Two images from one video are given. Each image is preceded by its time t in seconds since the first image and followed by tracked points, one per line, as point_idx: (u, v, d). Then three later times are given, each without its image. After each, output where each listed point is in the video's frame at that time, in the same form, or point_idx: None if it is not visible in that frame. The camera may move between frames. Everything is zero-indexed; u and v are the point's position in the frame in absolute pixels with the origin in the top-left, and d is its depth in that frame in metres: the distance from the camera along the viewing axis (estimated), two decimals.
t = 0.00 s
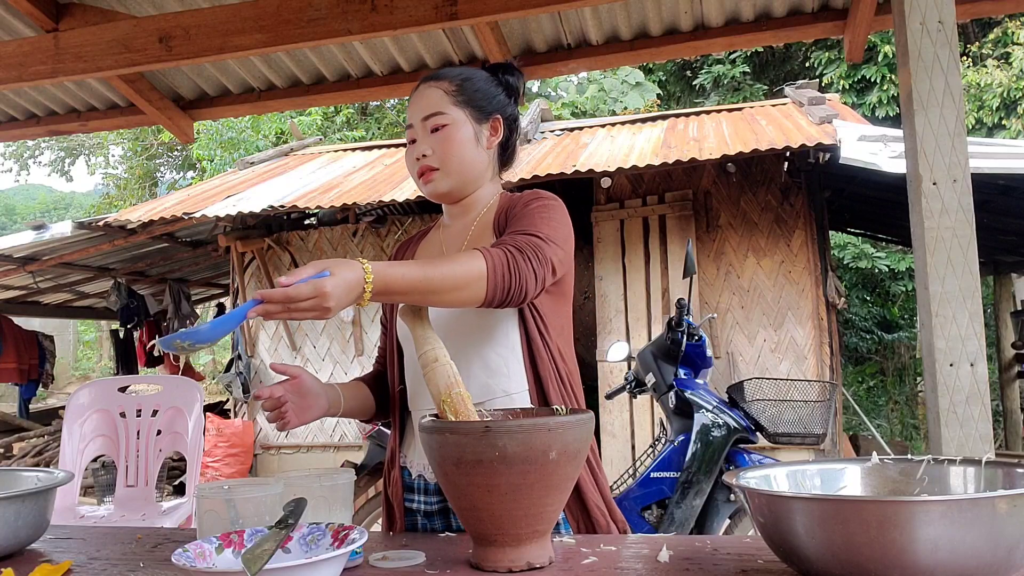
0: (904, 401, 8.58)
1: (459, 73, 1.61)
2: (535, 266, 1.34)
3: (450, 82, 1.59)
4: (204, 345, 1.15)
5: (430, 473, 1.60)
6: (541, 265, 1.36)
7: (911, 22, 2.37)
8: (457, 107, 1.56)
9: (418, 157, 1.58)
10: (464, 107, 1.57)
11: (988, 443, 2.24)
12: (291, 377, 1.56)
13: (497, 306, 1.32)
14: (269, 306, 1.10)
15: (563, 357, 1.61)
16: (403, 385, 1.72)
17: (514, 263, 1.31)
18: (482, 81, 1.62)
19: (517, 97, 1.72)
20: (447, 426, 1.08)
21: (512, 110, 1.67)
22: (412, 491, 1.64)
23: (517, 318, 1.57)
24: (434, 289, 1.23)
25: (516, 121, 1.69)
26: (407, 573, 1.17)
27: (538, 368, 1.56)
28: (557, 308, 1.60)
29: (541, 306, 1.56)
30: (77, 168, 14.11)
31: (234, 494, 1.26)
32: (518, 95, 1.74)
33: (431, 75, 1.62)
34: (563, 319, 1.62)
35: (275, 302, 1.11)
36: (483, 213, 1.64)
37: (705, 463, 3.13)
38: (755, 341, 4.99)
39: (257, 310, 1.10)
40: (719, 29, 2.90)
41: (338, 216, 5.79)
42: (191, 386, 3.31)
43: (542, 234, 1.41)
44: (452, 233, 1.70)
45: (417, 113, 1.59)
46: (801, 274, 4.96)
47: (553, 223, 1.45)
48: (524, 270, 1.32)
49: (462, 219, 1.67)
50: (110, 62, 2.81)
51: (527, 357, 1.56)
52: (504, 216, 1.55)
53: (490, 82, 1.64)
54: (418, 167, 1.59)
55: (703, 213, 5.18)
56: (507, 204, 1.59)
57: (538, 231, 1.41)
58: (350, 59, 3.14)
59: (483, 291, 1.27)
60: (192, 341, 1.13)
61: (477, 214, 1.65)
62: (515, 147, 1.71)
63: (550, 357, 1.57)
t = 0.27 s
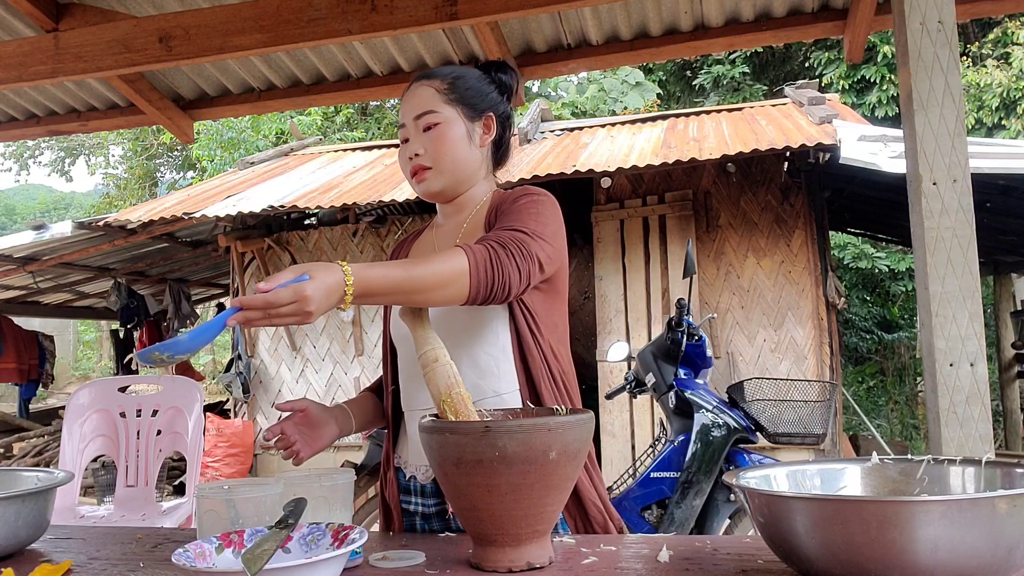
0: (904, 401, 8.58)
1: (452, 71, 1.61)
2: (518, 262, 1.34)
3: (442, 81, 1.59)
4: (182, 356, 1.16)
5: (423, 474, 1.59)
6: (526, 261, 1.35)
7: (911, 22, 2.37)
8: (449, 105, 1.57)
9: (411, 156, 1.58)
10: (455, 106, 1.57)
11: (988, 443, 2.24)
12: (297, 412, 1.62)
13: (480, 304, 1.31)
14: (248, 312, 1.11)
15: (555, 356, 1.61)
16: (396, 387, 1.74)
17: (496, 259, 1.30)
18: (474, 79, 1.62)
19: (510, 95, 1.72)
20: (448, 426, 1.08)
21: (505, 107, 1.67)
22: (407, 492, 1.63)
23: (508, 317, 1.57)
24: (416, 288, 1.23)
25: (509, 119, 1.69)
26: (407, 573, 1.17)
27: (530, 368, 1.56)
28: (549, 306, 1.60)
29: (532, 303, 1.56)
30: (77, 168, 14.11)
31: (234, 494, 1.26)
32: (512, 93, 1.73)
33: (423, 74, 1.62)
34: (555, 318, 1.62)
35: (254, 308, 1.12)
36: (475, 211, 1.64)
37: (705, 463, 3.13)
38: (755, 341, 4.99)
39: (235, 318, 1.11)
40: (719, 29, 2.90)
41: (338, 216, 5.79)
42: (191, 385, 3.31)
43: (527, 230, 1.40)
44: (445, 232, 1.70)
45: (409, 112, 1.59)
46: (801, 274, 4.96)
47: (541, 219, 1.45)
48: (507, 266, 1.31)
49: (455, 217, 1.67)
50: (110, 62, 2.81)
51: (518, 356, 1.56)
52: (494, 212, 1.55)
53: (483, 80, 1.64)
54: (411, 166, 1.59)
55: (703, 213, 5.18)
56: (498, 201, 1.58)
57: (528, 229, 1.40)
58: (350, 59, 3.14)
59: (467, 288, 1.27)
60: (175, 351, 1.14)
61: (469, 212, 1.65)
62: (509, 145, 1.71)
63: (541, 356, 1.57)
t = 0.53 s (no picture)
0: (905, 401, 8.58)
1: (447, 70, 1.61)
2: (509, 262, 1.33)
3: (437, 80, 1.58)
4: (170, 361, 1.17)
5: (422, 475, 1.59)
6: (516, 261, 1.35)
7: (911, 22, 2.37)
8: (444, 105, 1.56)
9: (406, 156, 1.58)
10: (450, 106, 1.56)
11: (989, 443, 2.24)
12: (288, 417, 1.63)
13: (471, 304, 1.31)
14: (235, 317, 1.12)
15: (552, 355, 1.60)
16: (394, 388, 1.74)
17: (486, 259, 1.30)
18: (469, 78, 1.62)
19: (506, 93, 1.71)
20: (447, 426, 1.08)
21: (501, 106, 1.67)
22: (406, 493, 1.63)
23: (503, 316, 1.56)
24: (408, 289, 1.23)
25: (506, 118, 1.69)
26: (407, 574, 1.17)
27: (526, 368, 1.56)
28: (546, 305, 1.60)
29: (527, 302, 1.56)
30: (77, 168, 14.11)
31: (234, 494, 1.25)
32: (508, 91, 1.73)
33: (418, 74, 1.61)
34: (552, 317, 1.62)
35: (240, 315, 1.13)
36: (471, 210, 1.63)
37: (705, 463, 3.13)
38: (755, 341, 4.99)
39: (224, 322, 1.12)
40: (719, 29, 2.89)
41: (338, 216, 5.79)
42: (191, 385, 3.31)
43: (519, 231, 1.40)
44: (442, 232, 1.70)
45: (404, 112, 1.58)
46: (802, 274, 4.96)
47: (534, 218, 1.45)
48: (497, 266, 1.31)
49: (452, 217, 1.67)
50: (110, 62, 2.80)
51: (514, 356, 1.56)
52: (490, 212, 1.55)
53: (478, 79, 1.63)
54: (407, 166, 1.59)
55: (703, 213, 5.18)
56: (493, 201, 1.58)
57: (522, 230, 1.40)
58: (350, 59, 3.14)
59: (458, 288, 1.26)
60: (162, 357, 1.15)
61: (466, 212, 1.64)
62: (505, 144, 1.71)
63: (537, 356, 1.56)
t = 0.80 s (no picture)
0: (905, 401, 8.59)
1: (446, 70, 1.60)
2: (506, 262, 1.33)
3: (436, 80, 1.58)
4: (166, 362, 1.20)
5: (421, 476, 1.59)
6: (514, 261, 1.35)
7: (911, 22, 2.37)
8: (444, 105, 1.56)
9: (406, 157, 1.58)
10: (450, 106, 1.56)
11: (989, 443, 2.24)
12: (291, 421, 1.64)
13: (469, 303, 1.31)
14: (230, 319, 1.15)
15: (551, 356, 1.61)
16: (394, 389, 1.74)
17: (483, 259, 1.30)
18: (469, 78, 1.62)
19: (506, 91, 1.72)
20: (447, 426, 1.08)
21: (501, 106, 1.67)
22: (405, 494, 1.63)
23: (503, 317, 1.56)
24: (405, 289, 1.23)
25: (506, 118, 1.69)
26: (407, 574, 1.17)
27: (526, 368, 1.56)
28: (545, 306, 1.60)
29: (527, 303, 1.56)
30: (77, 168, 14.12)
31: (234, 494, 1.25)
32: (508, 90, 1.73)
33: (417, 74, 1.61)
34: (552, 318, 1.62)
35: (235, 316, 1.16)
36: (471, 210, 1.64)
37: (705, 463, 3.13)
38: (755, 341, 4.99)
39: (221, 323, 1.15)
40: (719, 29, 2.89)
41: (338, 216, 5.79)
42: (191, 386, 3.31)
43: (517, 230, 1.40)
44: (442, 232, 1.70)
45: (404, 112, 1.58)
46: (802, 274, 4.96)
47: (532, 219, 1.45)
48: (494, 265, 1.31)
49: (452, 217, 1.67)
50: (110, 62, 2.81)
51: (514, 357, 1.57)
52: (489, 213, 1.55)
53: (477, 79, 1.63)
54: (407, 167, 1.59)
55: (703, 213, 5.18)
56: (492, 201, 1.58)
57: (520, 230, 1.40)
58: (350, 59, 3.14)
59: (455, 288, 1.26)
60: (162, 357, 1.18)
61: (466, 212, 1.65)
62: (506, 143, 1.71)
63: (537, 357, 1.56)
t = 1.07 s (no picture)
0: (905, 401, 8.59)
1: (452, 70, 1.60)
2: (505, 261, 1.33)
3: (441, 80, 1.58)
4: (166, 361, 1.19)
5: (421, 476, 1.59)
6: (513, 259, 1.35)
7: (911, 22, 2.37)
8: (449, 105, 1.56)
9: (410, 156, 1.58)
10: (455, 106, 1.57)
11: (988, 443, 2.24)
12: (292, 426, 1.65)
13: (467, 302, 1.31)
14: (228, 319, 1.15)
15: (551, 356, 1.61)
16: (394, 389, 1.74)
17: (483, 258, 1.30)
18: (474, 78, 1.62)
19: (509, 92, 1.72)
20: (447, 426, 1.08)
21: (505, 107, 1.67)
22: (405, 493, 1.63)
23: (503, 317, 1.56)
24: (403, 287, 1.23)
25: (509, 119, 1.70)
26: (407, 573, 1.17)
27: (526, 368, 1.56)
28: (545, 305, 1.60)
29: (526, 303, 1.56)
30: (77, 168, 14.11)
31: (234, 494, 1.25)
32: (511, 91, 1.74)
33: (422, 73, 1.61)
34: (552, 318, 1.62)
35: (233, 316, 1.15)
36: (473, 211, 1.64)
37: (705, 463, 3.13)
38: (755, 341, 4.99)
39: (219, 322, 1.14)
40: (719, 29, 2.89)
41: (338, 216, 5.79)
42: (191, 386, 3.31)
43: (516, 230, 1.40)
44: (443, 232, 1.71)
45: (409, 111, 1.58)
46: (802, 274, 4.96)
47: (532, 219, 1.45)
48: (494, 264, 1.31)
49: (453, 217, 1.67)
50: (110, 62, 2.81)
51: (514, 357, 1.56)
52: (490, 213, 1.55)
53: (482, 79, 1.63)
54: (410, 166, 1.59)
55: (703, 213, 5.18)
56: (493, 202, 1.58)
57: (521, 229, 1.41)
58: (350, 59, 3.14)
59: (454, 286, 1.27)
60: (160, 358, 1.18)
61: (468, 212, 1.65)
62: (508, 144, 1.71)
63: (536, 356, 1.56)
